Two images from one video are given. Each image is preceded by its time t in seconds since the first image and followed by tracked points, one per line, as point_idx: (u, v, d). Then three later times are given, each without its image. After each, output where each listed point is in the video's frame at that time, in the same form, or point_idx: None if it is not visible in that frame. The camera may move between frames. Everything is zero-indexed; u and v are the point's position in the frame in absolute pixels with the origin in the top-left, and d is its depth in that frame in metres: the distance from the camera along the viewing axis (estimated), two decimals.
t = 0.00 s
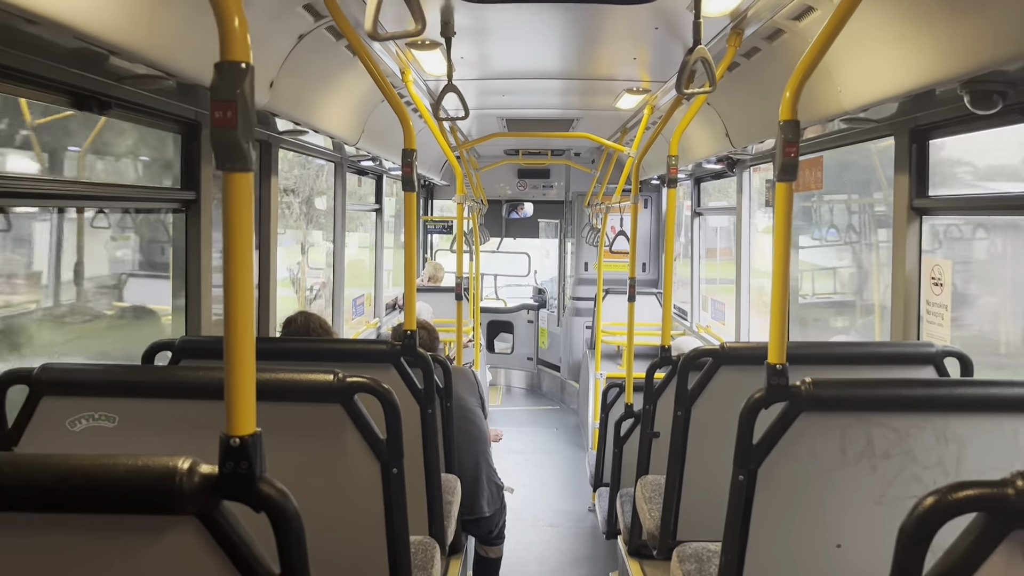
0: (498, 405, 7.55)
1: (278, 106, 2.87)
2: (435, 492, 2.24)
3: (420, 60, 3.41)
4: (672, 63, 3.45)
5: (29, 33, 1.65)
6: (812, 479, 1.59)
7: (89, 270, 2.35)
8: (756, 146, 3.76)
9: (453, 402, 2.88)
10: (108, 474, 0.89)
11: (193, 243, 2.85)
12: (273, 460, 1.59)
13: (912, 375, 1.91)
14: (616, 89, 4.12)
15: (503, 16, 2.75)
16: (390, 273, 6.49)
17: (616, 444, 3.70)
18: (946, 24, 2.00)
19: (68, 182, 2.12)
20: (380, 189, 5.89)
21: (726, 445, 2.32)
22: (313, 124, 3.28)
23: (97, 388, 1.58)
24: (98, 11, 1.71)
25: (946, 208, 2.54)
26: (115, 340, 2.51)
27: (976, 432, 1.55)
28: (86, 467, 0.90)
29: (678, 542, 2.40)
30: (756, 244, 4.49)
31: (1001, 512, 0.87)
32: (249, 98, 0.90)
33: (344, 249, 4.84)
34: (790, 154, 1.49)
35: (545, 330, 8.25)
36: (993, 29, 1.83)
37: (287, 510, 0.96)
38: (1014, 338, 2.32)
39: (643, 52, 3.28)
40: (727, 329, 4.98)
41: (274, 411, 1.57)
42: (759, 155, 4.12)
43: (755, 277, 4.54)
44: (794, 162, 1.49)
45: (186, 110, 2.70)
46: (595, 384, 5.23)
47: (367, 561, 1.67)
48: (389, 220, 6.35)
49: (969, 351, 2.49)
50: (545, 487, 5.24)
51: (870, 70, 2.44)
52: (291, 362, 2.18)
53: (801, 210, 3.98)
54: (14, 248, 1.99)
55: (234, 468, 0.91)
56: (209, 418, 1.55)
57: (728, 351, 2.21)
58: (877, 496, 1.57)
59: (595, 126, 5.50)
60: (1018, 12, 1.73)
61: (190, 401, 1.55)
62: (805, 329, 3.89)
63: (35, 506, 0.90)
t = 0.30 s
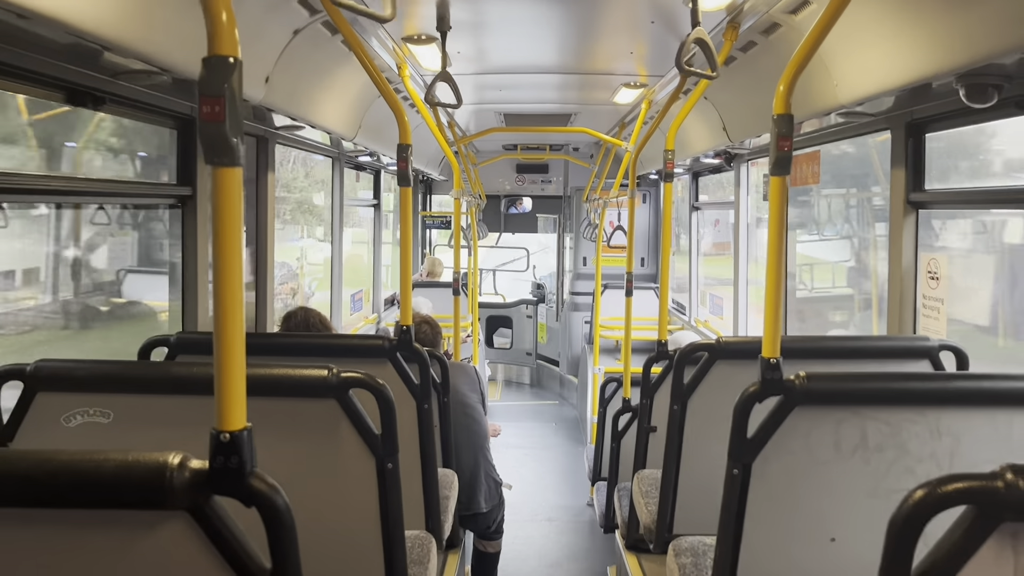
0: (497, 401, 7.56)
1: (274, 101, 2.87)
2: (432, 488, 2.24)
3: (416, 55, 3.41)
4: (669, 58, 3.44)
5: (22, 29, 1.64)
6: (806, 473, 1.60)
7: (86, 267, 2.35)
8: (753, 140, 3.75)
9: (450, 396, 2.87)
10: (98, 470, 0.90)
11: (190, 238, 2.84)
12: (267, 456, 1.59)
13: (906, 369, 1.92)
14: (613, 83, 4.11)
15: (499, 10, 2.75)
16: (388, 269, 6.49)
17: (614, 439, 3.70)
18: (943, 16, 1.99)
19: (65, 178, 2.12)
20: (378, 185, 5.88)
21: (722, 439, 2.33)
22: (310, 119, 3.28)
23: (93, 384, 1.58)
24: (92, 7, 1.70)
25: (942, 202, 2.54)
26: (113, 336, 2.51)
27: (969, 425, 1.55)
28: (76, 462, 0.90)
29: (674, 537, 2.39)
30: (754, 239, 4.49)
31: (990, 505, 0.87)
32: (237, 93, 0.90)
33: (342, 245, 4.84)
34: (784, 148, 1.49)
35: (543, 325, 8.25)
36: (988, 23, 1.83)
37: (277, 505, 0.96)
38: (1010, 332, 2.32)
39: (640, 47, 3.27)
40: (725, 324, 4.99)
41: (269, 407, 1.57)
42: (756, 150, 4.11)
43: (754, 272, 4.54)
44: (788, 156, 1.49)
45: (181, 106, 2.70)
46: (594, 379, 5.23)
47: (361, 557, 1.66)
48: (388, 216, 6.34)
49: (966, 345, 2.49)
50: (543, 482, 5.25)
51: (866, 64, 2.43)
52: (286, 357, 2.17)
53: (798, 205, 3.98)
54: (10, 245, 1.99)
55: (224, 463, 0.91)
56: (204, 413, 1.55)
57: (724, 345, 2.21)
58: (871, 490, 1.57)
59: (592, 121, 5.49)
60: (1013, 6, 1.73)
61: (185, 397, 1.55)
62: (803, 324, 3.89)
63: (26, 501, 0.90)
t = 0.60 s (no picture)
0: (497, 399, 7.55)
1: (276, 98, 2.86)
2: (435, 485, 2.24)
3: (419, 53, 3.40)
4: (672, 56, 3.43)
5: (26, 25, 1.64)
6: (813, 471, 1.59)
7: (88, 264, 2.34)
8: (756, 139, 3.75)
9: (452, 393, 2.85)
10: (105, 467, 0.89)
11: (192, 236, 2.83)
12: (272, 454, 1.59)
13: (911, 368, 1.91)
14: (615, 82, 4.11)
15: (502, 8, 2.74)
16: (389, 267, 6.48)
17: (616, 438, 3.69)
18: (948, 14, 1.99)
19: (65, 175, 2.11)
20: (379, 183, 5.88)
21: (725, 437, 2.32)
22: (311, 117, 3.27)
23: (97, 381, 1.57)
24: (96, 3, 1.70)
25: (947, 200, 2.53)
26: (115, 334, 2.51)
27: (975, 424, 1.54)
28: (83, 459, 0.89)
29: (677, 535, 2.39)
30: (756, 237, 4.48)
31: (1002, 502, 0.87)
32: (246, 88, 0.89)
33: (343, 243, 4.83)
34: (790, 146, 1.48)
35: (544, 324, 8.25)
36: (994, 20, 1.82)
37: (285, 502, 0.95)
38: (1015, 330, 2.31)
39: (642, 45, 3.26)
40: (726, 323, 4.98)
41: (273, 404, 1.57)
42: (758, 149, 4.11)
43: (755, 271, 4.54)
44: (795, 154, 1.48)
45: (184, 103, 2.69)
46: (595, 378, 5.23)
47: (365, 555, 1.66)
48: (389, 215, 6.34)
49: (969, 343, 2.49)
50: (544, 481, 5.25)
51: (871, 62, 2.43)
52: (289, 355, 2.17)
53: (800, 203, 3.97)
54: (12, 242, 1.99)
55: (233, 460, 0.91)
56: (208, 411, 1.55)
57: (728, 344, 2.20)
58: (877, 488, 1.56)
59: (594, 120, 5.48)
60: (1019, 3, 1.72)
61: (189, 394, 1.55)
62: (805, 323, 3.89)
63: (32, 498, 0.90)
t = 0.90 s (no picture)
0: (496, 398, 7.56)
1: (275, 95, 2.85)
2: (432, 484, 2.24)
3: (418, 51, 3.39)
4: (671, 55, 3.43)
5: (22, 20, 1.63)
6: (809, 471, 1.59)
7: (84, 261, 2.33)
8: (755, 138, 3.74)
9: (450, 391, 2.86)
10: (97, 463, 0.88)
11: (190, 233, 2.83)
12: (267, 451, 1.58)
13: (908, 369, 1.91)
14: (615, 81, 4.10)
15: (501, 6, 2.74)
16: (388, 265, 6.48)
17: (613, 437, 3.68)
18: (947, 13, 1.99)
19: (63, 171, 2.11)
20: (378, 181, 5.87)
21: (723, 437, 2.32)
22: (311, 115, 3.26)
23: (92, 377, 1.57)
24: None
25: (945, 201, 2.53)
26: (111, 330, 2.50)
27: (971, 424, 1.54)
28: (76, 456, 0.89)
29: (674, 535, 2.39)
30: (755, 237, 4.48)
31: (997, 503, 0.87)
32: (241, 84, 0.89)
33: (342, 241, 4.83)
34: (788, 145, 1.48)
35: (542, 323, 8.26)
36: (994, 20, 1.82)
37: (278, 500, 0.95)
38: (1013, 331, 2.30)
39: (642, 44, 3.26)
40: (725, 322, 4.98)
41: (269, 402, 1.56)
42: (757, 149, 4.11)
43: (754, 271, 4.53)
44: (793, 153, 1.48)
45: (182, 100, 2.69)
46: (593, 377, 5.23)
47: (362, 553, 1.66)
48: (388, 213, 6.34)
49: (967, 344, 2.48)
50: (542, 480, 5.24)
51: (870, 61, 2.42)
52: (286, 353, 2.16)
53: (799, 203, 3.97)
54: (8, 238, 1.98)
55: (226, 457, 0.90)
56: (204, 408, 1.54)
57: (725, 343, 2.20)
58: (873, 488, 1.56)
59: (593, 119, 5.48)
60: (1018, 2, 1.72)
61: (185, 391, 1.54)
62: (803, 324, 3.89)
63: (25, 495, 0.89)
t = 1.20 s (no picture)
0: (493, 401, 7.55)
1: (275, 98, 2.85)
2: (429, 488, 2.23)
3: (418, 54, 3.39)
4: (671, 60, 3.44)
5: (23, 22, 1.63)
6: (806, 479, 1.59)
7: (83, 263, 2.33)
8: (754, 144, 3.75)
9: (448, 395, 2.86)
10: (96, 469, 0.88)
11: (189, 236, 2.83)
12: (264, 455, 1.58)
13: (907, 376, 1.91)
14: (614, 86, 4.11)
15: (501, 10, 2.74)
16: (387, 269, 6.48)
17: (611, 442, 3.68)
18: (945, 21, 2.00)
19: (62, 173, 2.11)
20: (377, 184, 5.88)
21: (721, 442, 2.32)
22: (310, 118, 3.27)
23: (92, 380, 1.57)
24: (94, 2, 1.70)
25: (943, 208, 2.54)
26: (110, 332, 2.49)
27: (970, 433, 1.54)
28: (74, 460, 0.89)
29: (672, 540, 2.39)
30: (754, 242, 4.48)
31: (996, 513, 0.87)
32: (241, 89, 0.89)
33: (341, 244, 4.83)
34: (788, 152, 1.48)
35: (541, 326, 8.26)
36: (993, 28, 1.83)
37: (276, 506, 0.95)
38: (1011, 338, 2.31)
39: (642, 49, 3.26)
40: (723, 327, 4.98)
41: (266, 406, 1.56)
42: (756, 154, 4.11)
43: (752, 277, 4.54)
44: (793, 160, 1.48)
45: (182, 102, 2.69)
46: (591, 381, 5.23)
47: (360, 558, 1.65)
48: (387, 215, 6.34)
49: (965, 351, 2.49)
50: (539, 484, 5.24)
51: (870, 68, 2.43)
52: (285, 356, 2.16)
53: (798, 209, 3.98)
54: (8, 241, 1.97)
55: (224, 462, 0.90)
56: (201, 411, 1.54)
57: (723, 349, 2.20)
58: (871, 495, 1.56)
59: (592, 123, 5.49)
60: (1017, 11, 1.72)
61: (183, 394, 1.54)
62: (802, 329, 3.89)
63: (22, 500, 0.89)
